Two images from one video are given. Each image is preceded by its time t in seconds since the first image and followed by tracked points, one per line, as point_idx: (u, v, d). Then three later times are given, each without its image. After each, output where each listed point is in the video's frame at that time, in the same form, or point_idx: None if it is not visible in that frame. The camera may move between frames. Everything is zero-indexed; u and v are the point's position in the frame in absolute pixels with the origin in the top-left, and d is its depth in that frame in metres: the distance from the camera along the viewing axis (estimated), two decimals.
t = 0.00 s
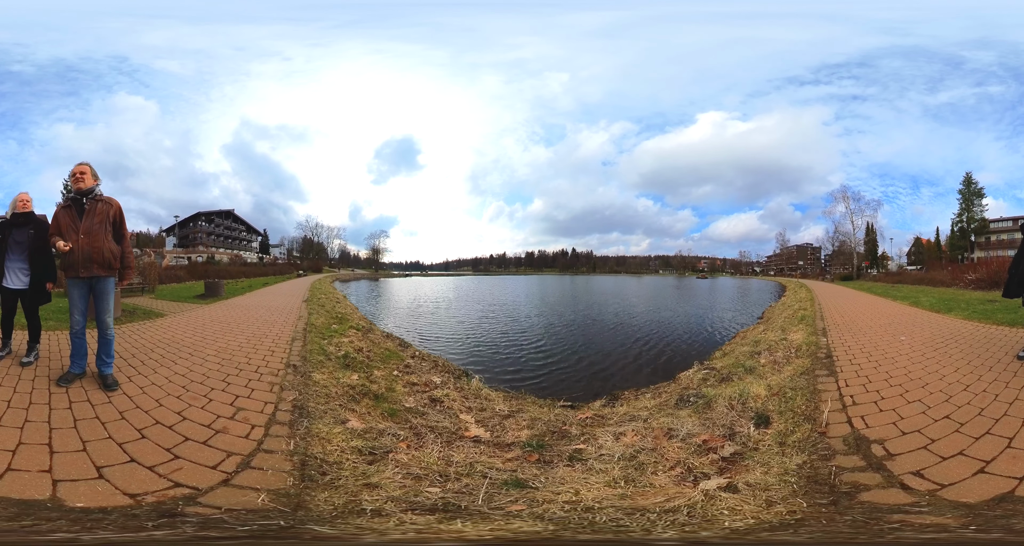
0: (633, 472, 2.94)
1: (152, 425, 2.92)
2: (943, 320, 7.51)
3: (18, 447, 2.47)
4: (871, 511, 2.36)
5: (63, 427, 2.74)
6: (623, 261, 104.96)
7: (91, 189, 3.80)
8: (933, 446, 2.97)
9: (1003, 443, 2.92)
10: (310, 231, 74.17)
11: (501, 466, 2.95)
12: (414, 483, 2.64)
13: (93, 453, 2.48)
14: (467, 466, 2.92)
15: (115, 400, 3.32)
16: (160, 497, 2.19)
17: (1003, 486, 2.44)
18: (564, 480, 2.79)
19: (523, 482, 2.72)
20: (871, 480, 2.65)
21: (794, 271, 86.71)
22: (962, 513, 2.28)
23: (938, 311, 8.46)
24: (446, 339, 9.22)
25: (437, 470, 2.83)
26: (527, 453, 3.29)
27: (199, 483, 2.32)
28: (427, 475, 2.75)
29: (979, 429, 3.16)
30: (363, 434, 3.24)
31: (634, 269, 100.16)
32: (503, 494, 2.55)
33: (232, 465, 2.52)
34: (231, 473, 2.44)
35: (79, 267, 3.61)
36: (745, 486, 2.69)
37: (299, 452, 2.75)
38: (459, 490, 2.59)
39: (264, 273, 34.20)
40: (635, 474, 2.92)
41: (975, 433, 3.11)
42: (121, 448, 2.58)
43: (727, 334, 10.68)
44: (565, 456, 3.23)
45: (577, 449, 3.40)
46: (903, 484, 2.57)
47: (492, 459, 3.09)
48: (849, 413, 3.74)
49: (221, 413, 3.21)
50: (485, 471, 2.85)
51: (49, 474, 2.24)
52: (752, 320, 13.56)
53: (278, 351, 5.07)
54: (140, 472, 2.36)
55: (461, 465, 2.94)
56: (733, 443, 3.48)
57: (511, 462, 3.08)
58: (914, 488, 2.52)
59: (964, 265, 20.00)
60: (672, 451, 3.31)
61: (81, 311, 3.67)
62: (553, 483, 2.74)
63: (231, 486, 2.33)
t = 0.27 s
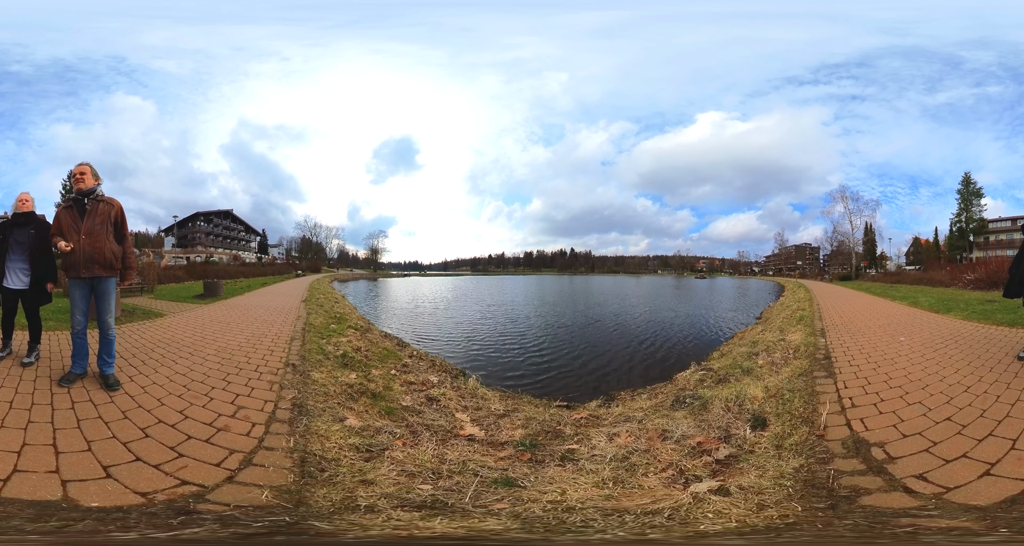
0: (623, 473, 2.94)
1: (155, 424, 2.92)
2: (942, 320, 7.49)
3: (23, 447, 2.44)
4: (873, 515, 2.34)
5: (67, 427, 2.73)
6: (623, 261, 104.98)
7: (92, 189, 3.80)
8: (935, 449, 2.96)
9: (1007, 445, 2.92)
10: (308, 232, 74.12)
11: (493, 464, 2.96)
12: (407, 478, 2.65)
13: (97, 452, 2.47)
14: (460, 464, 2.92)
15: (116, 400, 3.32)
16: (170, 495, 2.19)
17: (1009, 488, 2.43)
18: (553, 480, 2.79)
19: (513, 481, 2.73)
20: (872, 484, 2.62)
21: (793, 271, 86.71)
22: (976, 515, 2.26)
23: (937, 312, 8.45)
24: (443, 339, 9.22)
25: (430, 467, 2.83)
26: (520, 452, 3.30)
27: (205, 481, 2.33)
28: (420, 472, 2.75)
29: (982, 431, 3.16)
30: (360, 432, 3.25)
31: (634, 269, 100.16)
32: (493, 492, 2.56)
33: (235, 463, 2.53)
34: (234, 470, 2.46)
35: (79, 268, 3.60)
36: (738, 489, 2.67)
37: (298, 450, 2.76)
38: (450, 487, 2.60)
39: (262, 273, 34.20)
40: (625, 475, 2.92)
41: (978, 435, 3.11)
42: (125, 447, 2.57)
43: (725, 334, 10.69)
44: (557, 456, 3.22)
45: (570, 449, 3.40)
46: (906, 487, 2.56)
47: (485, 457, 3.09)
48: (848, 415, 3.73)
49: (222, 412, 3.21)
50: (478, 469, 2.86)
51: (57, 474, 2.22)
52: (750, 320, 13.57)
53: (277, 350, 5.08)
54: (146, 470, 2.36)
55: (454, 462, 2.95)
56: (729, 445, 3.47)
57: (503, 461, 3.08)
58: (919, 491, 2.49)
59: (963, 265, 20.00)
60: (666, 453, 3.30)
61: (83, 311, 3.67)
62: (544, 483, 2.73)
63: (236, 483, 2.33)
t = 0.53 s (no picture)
0: (613, 474, 2.93)
1: (158, 423, 2.92)
2: (941, 321, 7.49)
3: (27, 448, 2.41)
4: (873, 520, 2.32)
5: (70, 427, 2.72)
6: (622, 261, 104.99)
7: (93, 189, 3.80)
8: (936, 452, 2.96)
9: (1010, 447, 2.91)
10: (307, 232, 74.09)
11: (486, 463, 2.97)
12: (401, 475, 2.66)
13: (102, 452, 2.46)
14: (454, 462, 2.93)
15: (118, 399, 3.32)
16: (180, 493, 2.19)
17: (1016, 491, 2.41)
18: (543, 479, 2.79)
19: (503, 479, 2.73)
20: (873, 488, 2.62)
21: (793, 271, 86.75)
22: (992, 518, 2.23)
23: (935, 312, 8.45)
24: (441, 339, 9.22)
25: (424, 465, 2.84)
26: (513, 451, 3.30)
27: (211, 478, 2.34)
28: (414, 469, 2.76)
29: (984, 434, 3.15)
30: (357, 430, 3.25)
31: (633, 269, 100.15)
32: (483, 490, 2.57)
33: (238, 460, 2.54)
34: (238, 467, 2.47)
35: (81, 268, 3.60)
36: (729, 492, 2.65)
37: (298, 447, 2.78)
38: (441, 485, 2.61)
39: (260, 273, 34.17)
40: (615, 475, 2.92)
41: (980, 437, 3.10)
42: (129, 446, 2.56)
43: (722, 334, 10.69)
44: (549, 456, 3.22)
45: (563, 449, 3.40)
46: (909, 490, 2.55)
47: (478, 456, 3.10)
48: (847, 418, 3.73)
49: (223, 410, 3.21)
50: (470, 467, 2.87)
51: (64, 474, 2.21)
52: (748, 320, 13.57)
53: (276, 350, 5.10)
54: (152, 469, 2.36)
55: (447, 460, 2.96)
56: (724, 448, 3.46)
57: (496, 459, 3.09)
58: (924, 495, 2.48)
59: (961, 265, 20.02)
60: (658, 454, 3.30)
61: (85, 311, 3.67)
62: (534, 483, 2.72)
63: (240, 481, 2.34)
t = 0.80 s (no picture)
0: (603, 475, 2.93)
1: (160, 422, 2.92)
2: (940, 321, 7.49)
3: (31, 450, 2.39)
4: (874, 523, 2.32)
5: (72, 427, 2.71)
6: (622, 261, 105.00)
7: (93, 190, 3.79)
8: (937, 454, 2.95)
9: (1012, 450, 2.91)
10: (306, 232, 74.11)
11: (479, 461, 2.97)
12: (396, 472, 2.67)
13: (106, 452, 2.46)
14: (447, 460, 2.94)
15: (120, 399, 3.31)
16: (188, 491, 2.20)
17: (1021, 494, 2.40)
18: (534, 478, 2.79)
19: (494, 478, 2.73)
20: (873, 492, 2.61)
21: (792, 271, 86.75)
22: (992, 522, 2.22)
23: (934, 312, 8.45)
24: (439, 339, 9.22)
25: (418, 462, 2.85)
26: (506, 449, 3.30)
27: (215, 477, 2.34)
28: (409, 467, 2.77)
29: (985, 436, 3.15)
30: (355, 428, 3.26)
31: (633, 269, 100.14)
32: (472, 488, 2.57)
33: (240, 458, 2.55)
34: (241, 465, 2.47)
35: (81, 269, 3.60)
36: (720, 495, 2.64)
37: (298, 445, 2.78)
38: (434, 482, 2.61)
39: (259, 273, 34.17)
40: (605, 476, 2.92)
41: (982, 440, 3.09)
42: (132, 446, 2.56)
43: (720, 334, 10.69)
44: (542, 455, 3.22)
45: (556, 449, 3.40)
46: (911, 493, 2.54)
47: (470, 454, 3.10)
48: (846, 420, 3.72)
49: (223, 409, 3.22)
50: (463, 465, 2.87)
51: (71, 475, 2.20)
52: (746, 320, 13.57)
53: (275, 349, 5.10)
54: (157, 467, 2.36)
55: (441, 457, 2.96)
56: (719, 450, 3.46)
57: (488, 458, 3.09)
58: (928, 498, 2.47)
59: (959, 266, 20.04)
60: (651, 455, 3.30)
61: (86, 311, 3.67)
62: (524, 482, 2.72)
63: (243, 478, 2.35)
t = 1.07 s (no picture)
0: (591, 474, 2.94)
1: (163, 421, 2.92)
2: (938, 321, 7.49)
3: (37, 451, 2.37)
4: (875, 528, 2.32)
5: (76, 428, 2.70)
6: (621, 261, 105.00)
7: (95, 190, 3.79)
8: (938, 458, 2.95)
9: (1016, 452, 2.90)
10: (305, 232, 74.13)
11: (471, 458, 2.98)
12: (391, 469, 2.68)
13: (112, 452, 2.45)
14: (440, 456, 2.94)
15: (122, 399, 3.31)
16: (198, 488, 2.21)
17: None
18: (523, 476, 2.79)
19: (484, 475, 2.74)
20: (873, 496, 2.60)
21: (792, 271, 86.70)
22: (990, 525, 2.22)
23: (933, 313, 8.45)
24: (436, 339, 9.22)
25: (413, 459, 2.86)
26: (499, 447, 3.32)
27: (221, 474, 2.35)
28: (404, 463, 2.77)
29: (988, 438, 3.15)
30: (353, 425, 3.26)
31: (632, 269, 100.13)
32: (462, 485, 2.57)
33: (243, 455, 2.56)
34: (245, 462, 2.48)
35: (83, 269, 3.60)
36: (706, 498, 2.64)
37: (298, 441, 2.79)
38: (427, 478, 2.62)
39: (257, 273, 34.14)
40: (593, 476, 2.92)
41: (985, 442, 3.09)
42: (137, 445, 2.56)
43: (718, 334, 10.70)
44: (533, 454, 3.23)
45: (548, 448, 3.41)
46: (915, 497, 2.53)
47: (463, 451, 3.11)
48: (844, 423, 3.72)
49: (223, 407, 3.22)
50: (456, 462, 2.88)
51: (80, 475, 2.19)
52: (744, 321, 13.57)
53: (274, 348, 5.11)
54: (164, 466, 2.36)
55: (434, 454, 2.97)
56: (712, 452, 3.46)
57: (480, 455, 3.10)
58: (933, 502, 2.47)
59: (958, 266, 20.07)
60: (642, 457, 3.29)
61: (87, 312, 3.67)
62: (513, 480, 2.72)
63: (248, 475, 2.36)
